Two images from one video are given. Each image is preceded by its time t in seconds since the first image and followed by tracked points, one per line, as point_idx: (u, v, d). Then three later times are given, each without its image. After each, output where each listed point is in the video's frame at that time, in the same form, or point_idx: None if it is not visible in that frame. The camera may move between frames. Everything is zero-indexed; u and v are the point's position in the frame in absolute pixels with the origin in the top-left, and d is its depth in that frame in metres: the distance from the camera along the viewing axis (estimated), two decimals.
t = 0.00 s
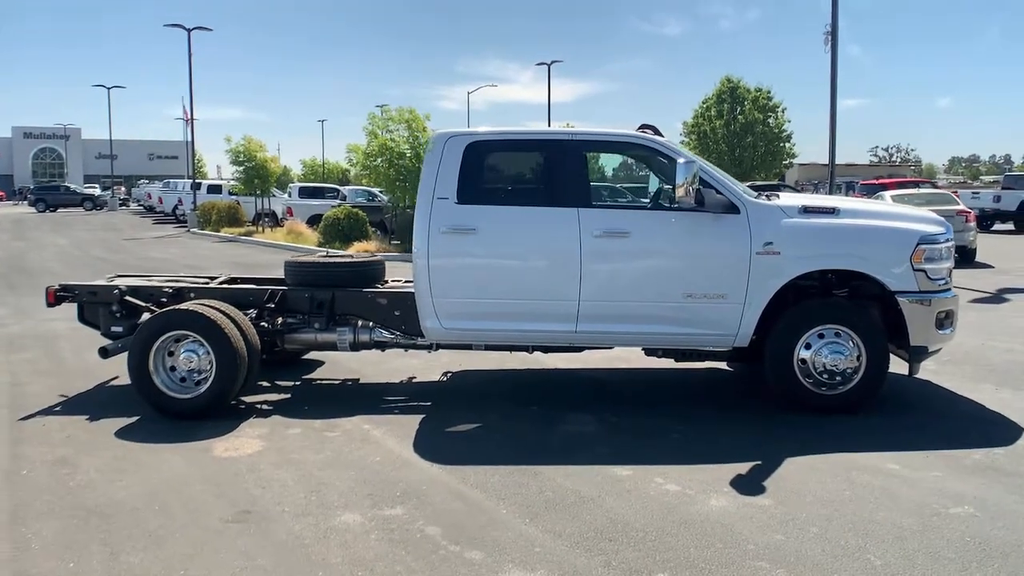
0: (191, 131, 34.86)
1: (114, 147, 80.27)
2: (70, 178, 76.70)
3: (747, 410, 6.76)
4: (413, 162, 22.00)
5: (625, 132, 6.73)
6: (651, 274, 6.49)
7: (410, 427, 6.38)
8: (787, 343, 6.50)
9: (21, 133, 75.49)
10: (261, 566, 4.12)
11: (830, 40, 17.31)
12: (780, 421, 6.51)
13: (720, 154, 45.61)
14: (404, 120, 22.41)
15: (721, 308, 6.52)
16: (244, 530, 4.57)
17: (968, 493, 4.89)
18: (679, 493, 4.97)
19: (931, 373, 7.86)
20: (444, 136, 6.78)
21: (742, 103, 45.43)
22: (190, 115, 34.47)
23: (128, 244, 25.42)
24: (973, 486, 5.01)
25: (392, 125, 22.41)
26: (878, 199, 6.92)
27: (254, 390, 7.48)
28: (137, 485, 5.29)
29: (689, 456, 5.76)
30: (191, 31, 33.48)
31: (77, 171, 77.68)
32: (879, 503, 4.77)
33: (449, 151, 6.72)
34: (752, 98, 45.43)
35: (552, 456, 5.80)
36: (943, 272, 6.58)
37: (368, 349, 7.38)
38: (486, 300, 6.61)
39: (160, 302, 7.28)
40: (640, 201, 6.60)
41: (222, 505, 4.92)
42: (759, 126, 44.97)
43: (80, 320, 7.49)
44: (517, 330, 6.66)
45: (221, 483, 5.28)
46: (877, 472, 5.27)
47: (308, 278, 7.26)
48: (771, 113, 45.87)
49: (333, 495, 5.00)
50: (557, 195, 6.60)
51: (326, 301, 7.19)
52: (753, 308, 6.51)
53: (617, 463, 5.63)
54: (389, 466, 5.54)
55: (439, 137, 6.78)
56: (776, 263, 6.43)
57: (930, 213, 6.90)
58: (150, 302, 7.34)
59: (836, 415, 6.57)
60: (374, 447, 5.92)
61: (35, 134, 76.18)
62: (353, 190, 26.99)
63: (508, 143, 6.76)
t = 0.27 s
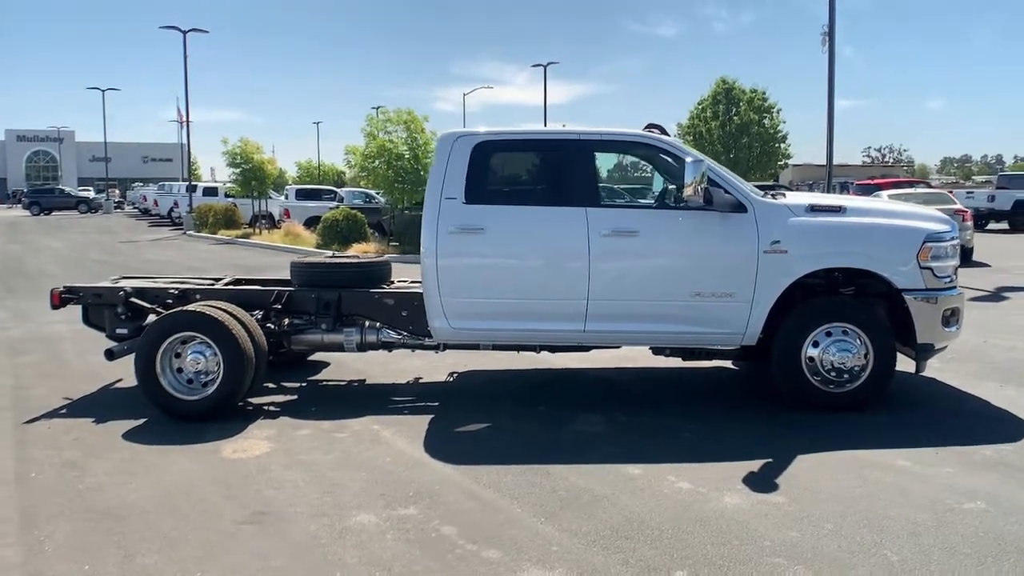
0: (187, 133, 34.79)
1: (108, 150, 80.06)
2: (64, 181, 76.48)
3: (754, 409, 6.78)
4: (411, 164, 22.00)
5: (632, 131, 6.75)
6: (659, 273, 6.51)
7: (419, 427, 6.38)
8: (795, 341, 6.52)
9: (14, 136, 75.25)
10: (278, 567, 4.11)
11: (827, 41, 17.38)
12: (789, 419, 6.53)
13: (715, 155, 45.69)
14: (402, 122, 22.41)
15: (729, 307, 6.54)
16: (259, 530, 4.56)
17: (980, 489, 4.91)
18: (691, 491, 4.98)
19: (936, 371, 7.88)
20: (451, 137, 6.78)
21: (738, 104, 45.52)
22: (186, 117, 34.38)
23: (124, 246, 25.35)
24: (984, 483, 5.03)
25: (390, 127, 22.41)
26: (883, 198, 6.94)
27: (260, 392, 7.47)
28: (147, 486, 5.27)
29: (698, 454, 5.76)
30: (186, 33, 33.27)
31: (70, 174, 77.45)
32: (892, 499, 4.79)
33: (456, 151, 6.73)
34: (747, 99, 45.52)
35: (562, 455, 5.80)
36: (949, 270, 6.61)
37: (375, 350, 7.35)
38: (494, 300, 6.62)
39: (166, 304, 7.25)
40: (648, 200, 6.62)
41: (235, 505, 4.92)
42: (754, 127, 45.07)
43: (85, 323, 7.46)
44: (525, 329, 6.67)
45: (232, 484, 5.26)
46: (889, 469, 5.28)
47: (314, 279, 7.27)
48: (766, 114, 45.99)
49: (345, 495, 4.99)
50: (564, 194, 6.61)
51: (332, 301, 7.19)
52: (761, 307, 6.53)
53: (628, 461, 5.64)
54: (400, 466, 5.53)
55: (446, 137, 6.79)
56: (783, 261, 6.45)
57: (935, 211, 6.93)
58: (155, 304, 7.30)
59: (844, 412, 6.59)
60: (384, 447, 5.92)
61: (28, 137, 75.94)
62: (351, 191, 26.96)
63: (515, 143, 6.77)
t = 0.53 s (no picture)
0: (177, 135, 34.61)
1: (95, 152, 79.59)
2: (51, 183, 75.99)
3: (760, 407, 6.78)
4: (405, 164, 21.94)
5: (637, 130, 6.74)
6: (665, 271, 6.50)
7: (426, 428, 6.36)
8: (801, 338, 6.53)
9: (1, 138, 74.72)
10: (295, 570, 4.08)
11: (821, 40, 17.42)
12: (795, 416, 6.53)
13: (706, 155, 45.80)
14: (395, 122, 22.35)
15: (735, 305, 6.54)
16: (273, 533, 4.53)
17: (991, 485, 4.93)
18: (704, 489, 4.97)
19: (937, 367, 7.92)
20: (456, 136, 6.77)
21: (728, 103, 45.64)
22: (175, 119, 34.15)
23: (115, 248, 25.19)
24: (995, 478, 5.04)
25: (383, 127, 22.34)
26: (887, 195, 6.96)
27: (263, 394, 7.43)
28: (156, 490, 5.23)
29: (708, 452, 5.76)
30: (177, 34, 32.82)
31: (57, 176, 76.97)
32: (905, 496, 4.80)
33: (461, 151, 6.71)
34: (737, 98, 45.65)
35: (572, 454, 5.79)
36: (953, 266, 6.63)
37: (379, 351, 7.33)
38: (500, 299, 6.60)
39: (168, 306, 7.19)
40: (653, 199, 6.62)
41: (246, 509, 4.88)
42: (744, 126, 45.19)
43: (85, 325, 7.39)
44: (531, 329, 6.65)
45: (242, 487, 5.22)
46: (899, 466, 5.29)
47: (317, 279, 7.23)
48: (756, 113, 46.12)
49: (358, 497, 4.97)
50: (570, 193, 6.61)
51: (336, 302, 7.16)
52: (767, 305, 6.54)
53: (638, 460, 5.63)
54: (410, 467, 5.51)
55: (450, 137, 6.77)
56: (789, 259, 6.46)
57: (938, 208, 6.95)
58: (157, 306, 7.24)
59: (850, 409, 6.60)
60: (393, 449, 5.89)
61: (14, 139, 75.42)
62: (343, 192, 26.87)
63: (520, 143, 6.76)
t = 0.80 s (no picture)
0: (163, 135, 34.40)
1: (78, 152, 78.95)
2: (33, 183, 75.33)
3: (760, 406, 6.81)
4: (394, 164, 21.88)
5: (637, 130, 6.75)
6: (666, 272, 6.52)
7: (427, 429, 6.35)
8: (801, 337, 6.56)
9: None
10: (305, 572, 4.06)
11: (811, 40, 17.48)
12: (795, 415, 6.56)
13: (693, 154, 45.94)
14: (384, 122, 22.27)
15: (736, 304, 6.56)
16: (280, 535, 4.51)
17: (994, 483, 4.97)
18: (710, 488, 4.98)
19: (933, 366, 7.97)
20: (456, 136, 6.76)
21: (715, 103, 45.76)
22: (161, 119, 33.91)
23: (101, 249, 24.99)
24: (998, 476, 5.09)
25: (372, 127, 22.25)
26: (885, 196, 7.01)
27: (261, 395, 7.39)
28: (159, 493, 5.19)
29: (710, 450, 5.79)
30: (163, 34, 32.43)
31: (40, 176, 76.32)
32: (910, 494, 4.83)
33: (462, 151, 6.71)
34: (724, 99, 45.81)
35: (575, 454, 5.80)
36: (951, 266, 6.68)
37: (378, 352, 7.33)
38: (501, 299, 6.59)
39: (166, 307, 7.15)
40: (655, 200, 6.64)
41: (252, 511, 4.86)
42: (731, 126, 45.36)
43: (81, 327, 7.34)
44: (532, 329, 6.65)
45: (247, 490, 5.20)
46: (902, 464, 5.33)
47: (316, 280, 7.21)
48: (742, 113, 46.29)
49: (364, 499, 4.95)
50: (571, 194, 6.61)
51: (336, 303, 7.14)
52: (767, 305, 6.57)
53: (642, 459, 5.64)
54: (414, 468, 5.50)
55: (451, 137, 6.76)
56: (790, 259, 6.49)
57: (935, 209, 7.00)
58: (154, 308, 7.19)
59: (850, 408, 6.63)
60: (396, 450, 5.88)
61: None
62: (331, 192, 26.77)
63: (520, 143, 6.75)
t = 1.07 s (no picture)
0: (147, 134, 34.15)
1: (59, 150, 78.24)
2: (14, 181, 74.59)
3: (758, 405, 6.86)
4: (383, 163, 21.83)
5: (636, 130, 6.78)
6: (665, 271, 6.55)
7: (428, 428, 6.35)
8: (800, 337, 6.60)
9: None
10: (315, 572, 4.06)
11: (799, 41, 17.60)
12: (794, 414, 6.61)
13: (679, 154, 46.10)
14: (373, 121, 22.21)
15: (734, 304, 6.60)
16: (288, 535, 4.50)
17: (993, 480, 5.03)
18: (714, 486, 5.02)
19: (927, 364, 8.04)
20: (456, 136, 6.76)
21: (701, 103, 45.93)
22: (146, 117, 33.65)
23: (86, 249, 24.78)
24: (996, 473, 5.15)
25: (361, 126, 22.19)
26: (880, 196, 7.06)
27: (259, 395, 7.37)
28: (162, 494, 5.17)
29: (710, 449, 5.83)
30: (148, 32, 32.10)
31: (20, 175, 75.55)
32: (912, 491, 4.87)
33: (461, 150, 6.71)
34: (710, 99, 45.99)
35: (577, 453, 5.81)
36: (947, 266, 6.73)
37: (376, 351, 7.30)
38: (501, 299, 6.60)
39: (162, 307, 7.11)
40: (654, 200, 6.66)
41: (257, 511, 4.85)
42: (717, 126, 45.55)
43: (76, 326, 7.29)
44: (532, 329, 6.66)
45: (250, 490, 5.19)
46: (902, 462, 5.38)
47: (314, 279, 7.19)
48: (727, 113, 46.52)
49: (369, 498, 4.95)
50: (570, 193, 6.62)
51: (334, 302, 7.12)
52: (765, 304, 6.61)
53: (644, 458, 5.67)
54: (418, 467, 5.50)
55: (450, 136, 6.76)
56: (788, 259, 6.53)
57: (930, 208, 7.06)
58: (151, 307, 7.15)
59: (847, 407, 6.69)
60: (397, 449, 5.88)
61: None
62: (319, 192, 26.68)
63: (519, 143, 6.77)
